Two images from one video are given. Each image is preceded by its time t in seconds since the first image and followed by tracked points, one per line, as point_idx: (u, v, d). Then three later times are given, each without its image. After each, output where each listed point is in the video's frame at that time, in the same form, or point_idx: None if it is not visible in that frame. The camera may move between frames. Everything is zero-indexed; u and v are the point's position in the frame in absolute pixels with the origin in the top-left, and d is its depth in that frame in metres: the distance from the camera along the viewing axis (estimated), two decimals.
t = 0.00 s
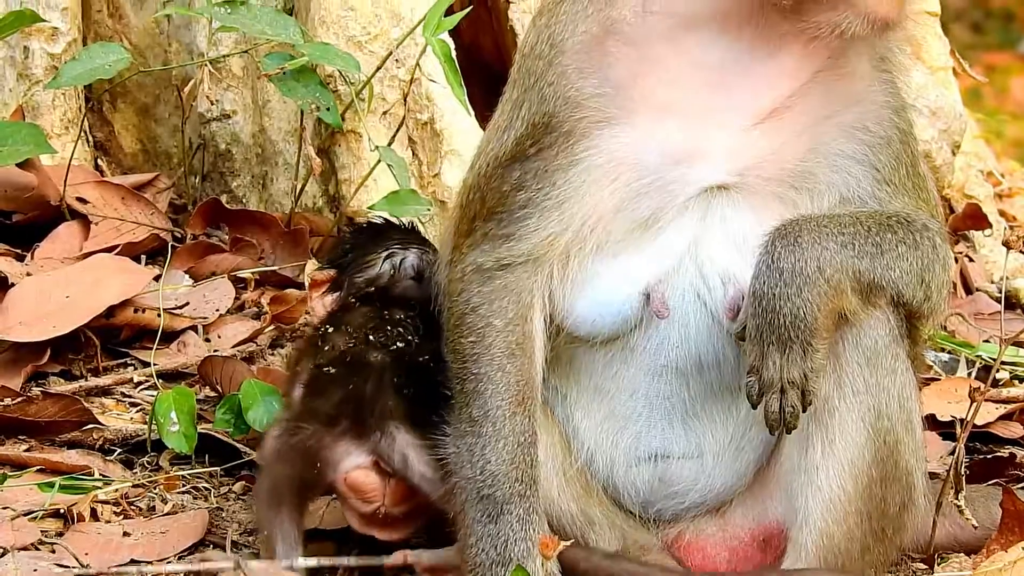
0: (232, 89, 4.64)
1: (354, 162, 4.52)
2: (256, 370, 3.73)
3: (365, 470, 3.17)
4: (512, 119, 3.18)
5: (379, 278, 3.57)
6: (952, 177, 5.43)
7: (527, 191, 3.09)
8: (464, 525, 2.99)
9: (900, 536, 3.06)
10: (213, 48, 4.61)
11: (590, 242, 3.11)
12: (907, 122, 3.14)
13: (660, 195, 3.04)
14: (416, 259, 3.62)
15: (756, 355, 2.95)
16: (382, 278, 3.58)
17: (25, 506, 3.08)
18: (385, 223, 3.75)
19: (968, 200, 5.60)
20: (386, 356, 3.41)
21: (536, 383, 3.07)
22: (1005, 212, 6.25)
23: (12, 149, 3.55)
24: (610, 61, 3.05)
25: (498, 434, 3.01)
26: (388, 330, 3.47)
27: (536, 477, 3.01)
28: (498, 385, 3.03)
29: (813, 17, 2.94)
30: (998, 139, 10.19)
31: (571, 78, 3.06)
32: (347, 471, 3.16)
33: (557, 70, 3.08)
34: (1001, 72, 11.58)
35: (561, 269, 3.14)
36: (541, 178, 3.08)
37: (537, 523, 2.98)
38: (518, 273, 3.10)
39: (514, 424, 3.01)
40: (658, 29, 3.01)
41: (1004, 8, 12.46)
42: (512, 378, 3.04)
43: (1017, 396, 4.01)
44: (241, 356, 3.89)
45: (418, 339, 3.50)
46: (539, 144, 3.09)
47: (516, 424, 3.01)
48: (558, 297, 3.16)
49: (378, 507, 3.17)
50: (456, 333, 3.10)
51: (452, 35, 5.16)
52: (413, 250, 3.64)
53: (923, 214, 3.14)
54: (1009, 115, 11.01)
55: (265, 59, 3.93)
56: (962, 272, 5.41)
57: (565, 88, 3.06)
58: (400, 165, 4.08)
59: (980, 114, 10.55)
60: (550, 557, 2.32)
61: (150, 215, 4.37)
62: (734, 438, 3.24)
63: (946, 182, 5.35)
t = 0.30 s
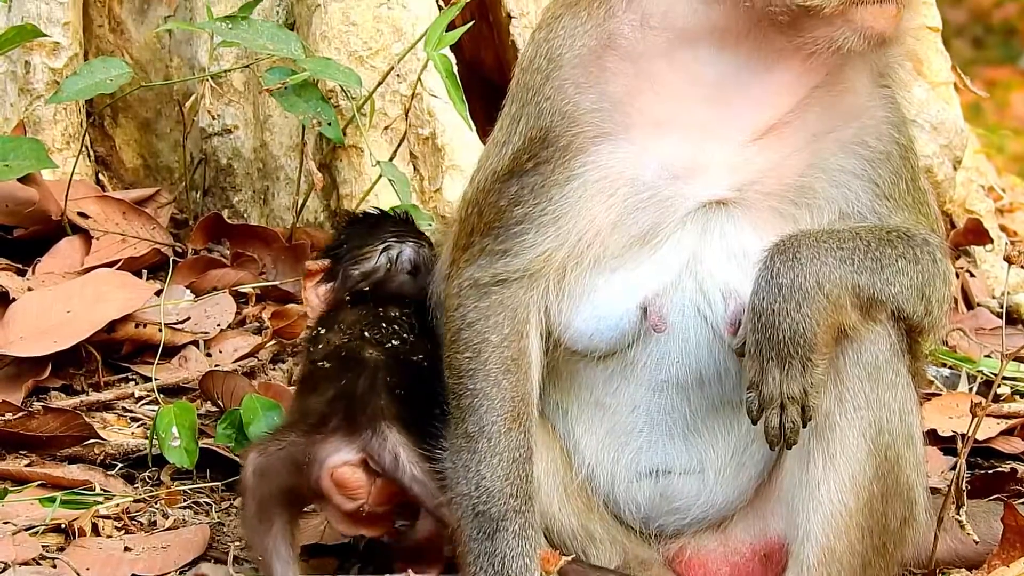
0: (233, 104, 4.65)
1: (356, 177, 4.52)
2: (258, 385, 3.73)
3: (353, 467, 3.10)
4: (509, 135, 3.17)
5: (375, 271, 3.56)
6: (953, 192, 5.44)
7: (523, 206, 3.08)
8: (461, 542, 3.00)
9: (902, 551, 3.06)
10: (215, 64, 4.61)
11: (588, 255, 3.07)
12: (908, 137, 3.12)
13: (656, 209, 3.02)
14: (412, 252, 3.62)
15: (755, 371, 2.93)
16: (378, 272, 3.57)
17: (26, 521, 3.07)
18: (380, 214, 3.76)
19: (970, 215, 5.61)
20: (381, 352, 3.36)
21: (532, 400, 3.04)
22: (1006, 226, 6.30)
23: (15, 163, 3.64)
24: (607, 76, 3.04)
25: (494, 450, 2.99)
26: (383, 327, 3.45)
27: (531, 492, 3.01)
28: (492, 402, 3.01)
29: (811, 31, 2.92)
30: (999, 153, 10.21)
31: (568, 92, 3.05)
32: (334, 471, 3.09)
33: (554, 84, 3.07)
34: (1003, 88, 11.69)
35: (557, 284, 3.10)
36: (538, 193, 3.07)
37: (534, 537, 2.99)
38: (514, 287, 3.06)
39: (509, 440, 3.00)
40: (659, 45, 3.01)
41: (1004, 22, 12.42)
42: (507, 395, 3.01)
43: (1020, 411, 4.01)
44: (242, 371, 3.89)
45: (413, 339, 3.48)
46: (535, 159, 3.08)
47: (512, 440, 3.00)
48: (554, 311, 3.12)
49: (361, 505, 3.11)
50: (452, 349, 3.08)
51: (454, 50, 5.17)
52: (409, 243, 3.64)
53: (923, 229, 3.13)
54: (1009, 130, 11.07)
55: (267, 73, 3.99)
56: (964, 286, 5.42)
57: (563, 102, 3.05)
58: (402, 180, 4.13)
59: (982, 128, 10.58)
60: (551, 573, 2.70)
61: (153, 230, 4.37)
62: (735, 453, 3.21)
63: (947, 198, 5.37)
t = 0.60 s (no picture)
0: (233, 116, 4.64)
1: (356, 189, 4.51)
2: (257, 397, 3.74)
3: (355, 471, 3.09)
4: (509, 148, 3.17)
5: (348, 239, 3.66)
6: (953, 205, 5.46)
7: (523, 220, 3.07)
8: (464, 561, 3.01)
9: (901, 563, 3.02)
10: (214, 76, 4.61)
11: (589, 268, 3.05)
12: (907, 149, 3.09)
13: (657, 222, 3.00)
14: (388, 223, 3.71)
15: (755, 383, 2.89)
16: (354, 242, 3.67)
17: (26, 533, 3.06)
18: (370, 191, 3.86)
19: (969, 228, 5.62)
20: (386, 355, 3.40)
21: (533, 415, 3.04)
22: (1005, 239, 6.32)
23: (13, 176, 3.66)
24: (607, 89, 3.03)
25: (495, 466, 2.99)
26: (383, 326, 3.50)
27: (532, 509, 3.01)
28: (493, 417, 3.01)
29: (808, 41, 2.92)
30: (999, 165, 10.24)
31: (568, 105, 3.04)
32: (335, 472, 3.09)
33: (553, 97, 3.06)
34: (1001, 101, 11.73)
35: (558, 298, 3.08)
36: (538, 208, 3.06)
37: (536, 552, 2.99)
38: (513, 303, 3.05)
39: (509, 456, 3.00)
40: (658, 59, 3.01)
41: (1004, 34, 12.53)
42: (508, 411, 3.01)
43: (1019, 423, 4.02)
44: (242, 383, 3.89)
45: (415, 344, 3.50)
46: (535, 172, 3.08)
47: (512, 456, 3.00)
48: (554, 324, 3.09)
49: (359, 510, 3.08)
50: (453, 362, 3.09)
51: (454, 63, 5.18)
52: (388, 214, 3.73)
53: (922, 241, 3.09)
54: (1009, 143, 11.12)
55: (266, 86, 4.02)
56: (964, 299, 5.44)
57: (562, 115, 3.04)
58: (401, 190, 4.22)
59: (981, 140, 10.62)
60: None
61: (152, 242, 4.39)
62: (734, 465, 3.16)
63: (946, 211, 5.38)
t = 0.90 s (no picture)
0: (231, 121, 4.64)
1: (354, 194, 4.50)
2: (255, 403, 3.75)
3: (351, 461, 3.12)
4: (507, 152, 3.17)
5: (358, 238, 3.68)
6: (951, 210, 5.46)
7: (521, 225, 3.07)
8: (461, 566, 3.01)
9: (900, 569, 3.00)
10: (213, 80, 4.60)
11: (587, 272, 3.05)
12: (905, 154, 3.09)
13: (656, 227, 2.99)
14: (398, 225, 3.71)
15: (753, 388, 2.89)
16: (362, 240, 3.68)
17: (24, 537, 3.06)
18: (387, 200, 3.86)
19: (968, 232, 5.63)
20: (378, 344, 3.35)
21: (531, 420, 3.04)
22: (1004, 243, 6.32)
23: (12, 180, 3.66)
24: (606, 93, 3.03)
25: (493, 472, 2.99)
26: (376, 314, 3.48)
27: (530, 514, 3.01)
28: (492, 422, 3.01)
29: (805, 45, 2.92)
30: (998, 170, 10.25)
31: (567, 109, 3.04)
32: (331, 463, 3.11)
33: (552, 102, 3.06)
34: (1000, 105, 11.74)
35: (556, 303, 3.08)
36: (536, 213, 3.06)
37: (533, 557, 2.99)
38: (511, 307, 3.06)
39: (507, 461, 3.00)
40: (653, 64, 3.01)
41: (1003, 38, 12.51)
42: (506, 416, 3.01)
43: (1017, 428, 4.03)
44: (240, 388, 3.89)
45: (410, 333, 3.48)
46: (534, 177, 3.08)
47: (510, 461, 3.00)
48: (553, 329, 3.09)
49: (359, 500, 3.12)
50: (451, 367, 3.09)
51: (453, 67, 5.18)
52: (398, 216, 3.74)
53: (921, 246, 3.09)
54: (1008, 148, 11.13)
55: (265, 91, 4.00)
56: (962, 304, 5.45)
57: (561, 120, 3.04)
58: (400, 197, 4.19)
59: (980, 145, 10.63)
60: None
61: (151, 247, 4.38)
62: (732, 470, 3.15)
63: (945, 216, 5.38)
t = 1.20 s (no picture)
0: (230, 124, 4.64)
1: (353, 196, 4.49)
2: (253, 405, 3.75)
3: (334, 437, 3.12)
4: (506, 154, 3.17)
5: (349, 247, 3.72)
6: (950, 212, 5.46)
7: (519, 226, 3.07)
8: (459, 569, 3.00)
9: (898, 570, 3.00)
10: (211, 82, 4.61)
11: (585, 274, 3.05)
12: (903, 155, 3.08)
13: (654, 229, 2.99)
14: (391, 240, 3.76)
15: (752, 390, 2.89)
16: (355, 249, 3.72)
17: (23, 540, 3.06)
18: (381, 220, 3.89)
19: (967, 234, 5.63)
20: (351, 323, 3.37)
21: (529, 422, 3.04)
22: (1002, 245, 6.33)
23: (10, 182, 3.66)
24: (603, 95, 3.03)
25: (491, 475, 2.99)
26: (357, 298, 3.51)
27: (528, 517, 3.00)
28: (490, 424, 3.01)
29: (800, 47, 2.91)
30: (997, 172, 10.27)
31: (565, 111, 3.04)
32: (316, 441, 3.10)
33: (550, 103, 3.06)
34: (1000, 107, 11.76)
35: (554, 305, 3.08)
36: (534, 214, 3.06)
37: (531, 559, 2.98)
38: (509, 310, 3.06)
39: (505, 463, 3.00)
40: (648, 66, 3.02)
41: (1002, 40, 12.53)
42: (504, 419, 3.01)
43: (1016, 430, 4.04)
44: (239, 390, 3.89)
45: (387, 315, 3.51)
46: (532, 179, 3.08)
47: (507, 464, 3.00)
48: (551, 331, 3.09)
49: (348, 475, 3.15)
50: (450, 368, 3.09)
51: (451, 69, 5.18)
52: (390, 232, 3.78)
53: (919, 247, 3.09)
54: (1007, 150, 11.15)
55: (264, 93, 4.00)
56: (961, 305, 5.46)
57: (559, 122, 3.05)
58: (398, 199, 4.16)
59: (979, 148, 10.65)
60: None
61: (149, 249, 4.40)
62: (730, 471, 3.15)
63: (944, 217, 5.39)
